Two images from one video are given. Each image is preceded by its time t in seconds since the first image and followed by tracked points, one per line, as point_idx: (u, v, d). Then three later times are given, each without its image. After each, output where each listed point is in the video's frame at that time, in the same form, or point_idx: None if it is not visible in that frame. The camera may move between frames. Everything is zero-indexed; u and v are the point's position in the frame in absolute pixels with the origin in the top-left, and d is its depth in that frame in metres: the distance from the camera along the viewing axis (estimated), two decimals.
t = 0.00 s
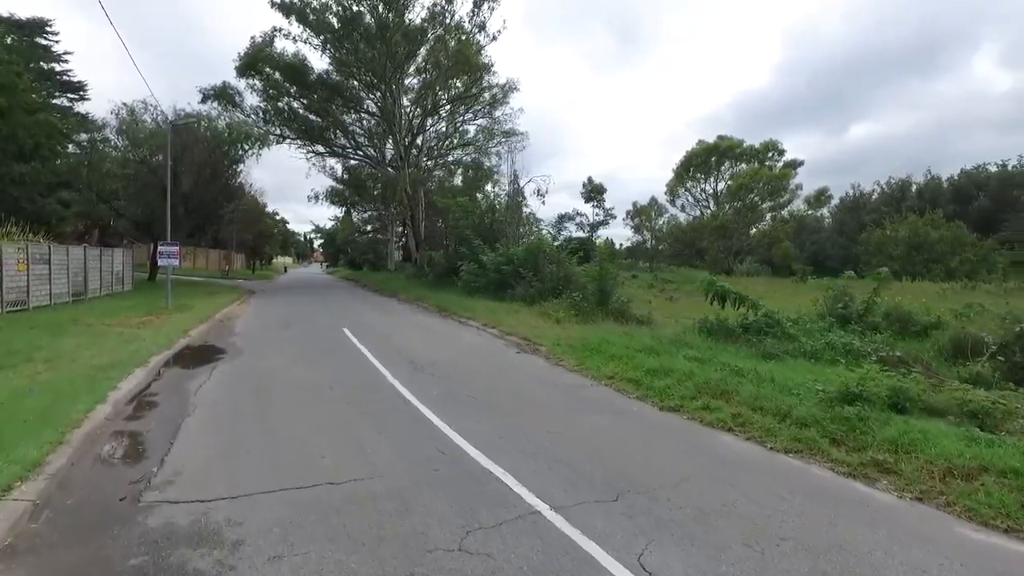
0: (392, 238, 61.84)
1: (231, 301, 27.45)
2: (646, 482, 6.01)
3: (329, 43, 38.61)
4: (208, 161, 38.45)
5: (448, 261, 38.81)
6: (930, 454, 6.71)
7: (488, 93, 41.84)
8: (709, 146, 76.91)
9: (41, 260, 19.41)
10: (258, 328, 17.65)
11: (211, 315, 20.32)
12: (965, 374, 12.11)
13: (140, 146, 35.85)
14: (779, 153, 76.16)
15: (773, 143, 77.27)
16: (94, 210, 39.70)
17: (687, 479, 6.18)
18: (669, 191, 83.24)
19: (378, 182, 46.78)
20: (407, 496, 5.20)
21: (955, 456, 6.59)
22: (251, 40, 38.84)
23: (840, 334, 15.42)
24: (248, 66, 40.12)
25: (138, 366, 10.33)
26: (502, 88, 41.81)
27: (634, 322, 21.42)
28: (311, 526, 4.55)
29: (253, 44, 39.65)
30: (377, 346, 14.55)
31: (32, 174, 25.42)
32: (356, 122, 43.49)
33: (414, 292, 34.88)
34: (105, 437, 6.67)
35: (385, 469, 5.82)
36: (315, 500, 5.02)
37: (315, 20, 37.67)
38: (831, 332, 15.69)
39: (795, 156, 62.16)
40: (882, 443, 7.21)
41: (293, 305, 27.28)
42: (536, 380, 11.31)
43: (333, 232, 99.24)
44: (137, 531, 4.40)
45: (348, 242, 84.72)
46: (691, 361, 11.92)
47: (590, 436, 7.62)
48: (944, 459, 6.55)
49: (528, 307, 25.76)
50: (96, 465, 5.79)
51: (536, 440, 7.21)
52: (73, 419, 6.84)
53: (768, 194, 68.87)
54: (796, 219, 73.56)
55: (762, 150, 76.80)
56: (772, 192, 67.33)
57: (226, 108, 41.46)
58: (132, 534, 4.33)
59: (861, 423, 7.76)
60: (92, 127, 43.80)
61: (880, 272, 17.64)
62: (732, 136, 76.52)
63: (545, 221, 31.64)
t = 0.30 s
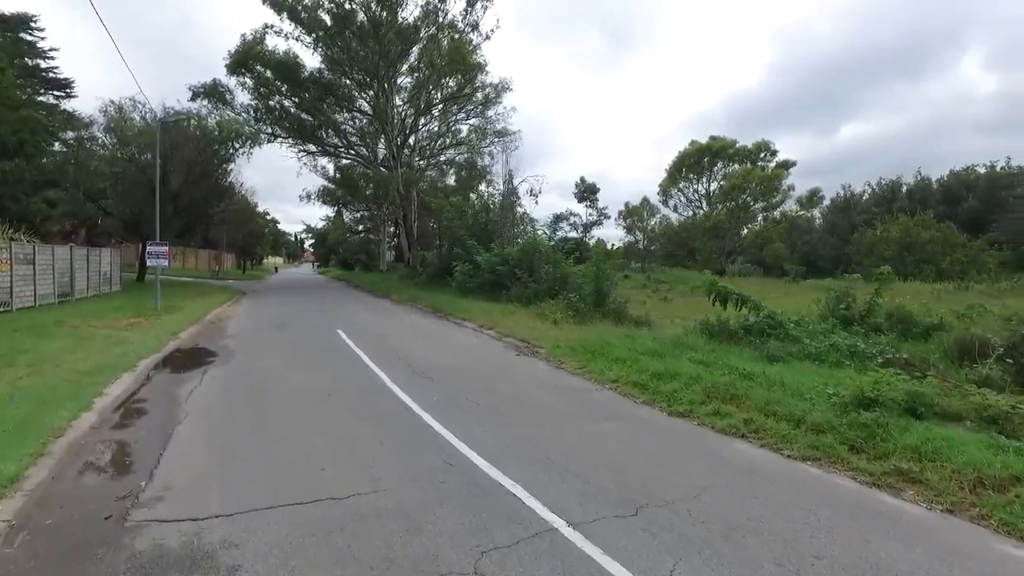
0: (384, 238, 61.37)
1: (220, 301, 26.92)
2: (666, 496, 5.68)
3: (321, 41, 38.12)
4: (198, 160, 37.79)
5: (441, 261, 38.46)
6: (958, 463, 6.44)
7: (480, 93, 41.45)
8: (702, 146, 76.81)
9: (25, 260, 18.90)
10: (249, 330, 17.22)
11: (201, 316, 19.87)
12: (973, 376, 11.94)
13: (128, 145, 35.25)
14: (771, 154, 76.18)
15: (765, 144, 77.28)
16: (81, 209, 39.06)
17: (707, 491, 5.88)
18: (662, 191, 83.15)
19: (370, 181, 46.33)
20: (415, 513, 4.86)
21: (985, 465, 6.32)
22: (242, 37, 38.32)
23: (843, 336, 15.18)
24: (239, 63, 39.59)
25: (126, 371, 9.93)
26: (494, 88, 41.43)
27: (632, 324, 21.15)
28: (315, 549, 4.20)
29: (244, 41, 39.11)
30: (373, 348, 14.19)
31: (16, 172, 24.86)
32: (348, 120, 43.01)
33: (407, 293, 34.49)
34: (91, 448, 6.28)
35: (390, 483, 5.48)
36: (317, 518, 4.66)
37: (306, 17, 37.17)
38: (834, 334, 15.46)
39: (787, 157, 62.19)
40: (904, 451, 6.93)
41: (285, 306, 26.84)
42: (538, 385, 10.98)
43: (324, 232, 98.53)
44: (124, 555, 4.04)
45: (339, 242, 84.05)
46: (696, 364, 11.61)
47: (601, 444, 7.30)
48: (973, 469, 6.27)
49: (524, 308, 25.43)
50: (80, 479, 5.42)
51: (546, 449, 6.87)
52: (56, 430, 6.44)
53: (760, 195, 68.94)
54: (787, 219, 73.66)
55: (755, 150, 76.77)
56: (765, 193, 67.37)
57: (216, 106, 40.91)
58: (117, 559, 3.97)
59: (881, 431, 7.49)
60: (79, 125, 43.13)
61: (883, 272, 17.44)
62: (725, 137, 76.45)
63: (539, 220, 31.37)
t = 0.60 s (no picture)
0: (376, 238, 60.88)
1: (211, 302, 26.46)
2: (686, 509, 5.38)
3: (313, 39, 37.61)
4: (187, 159, 37.29)
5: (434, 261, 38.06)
6: (986, 472, 6.18)
7: (472, 92, 41.05)
8: (694, 146, 76.78)
9: (8, 260, 18.37)
10: (241, 332, 16.80)
11: (191, 318, 19.44)
12: (981, 378, 11.77)
13: (116, 143, 34.66)
14: (763, 154, 76.25)
15: (757, 144, 77.32)
16: (68, 209, 38.38)
17: (729, 503, 5.58)
18: (654, 191, 83.08)
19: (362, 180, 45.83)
20: (424, 531, 4.54)
21: (1015, 476, 6.05)
22: (232, 34, 37.79)
23: (846, 338, 14.96)
24: (229, 61, 39.06)
25: (113, 375, 9.53)
26: (487, 87, 41.04)
27: (631, 325, 20.86)
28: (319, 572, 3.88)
29: (234, 39, 38.60)
30: (369, 351, 13.81)
31: None
32: (340, 119, 42.50)
33: (400, 294, 34.07)
34: (74, 460, 5.90)
35: (397, 497, 5.15)
36: (321, 539, 4.33)
37: (298, 15, 36.68)
38: (836, 336, 15.23)
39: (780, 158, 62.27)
40: (928, 459, 6.66)
41: (276, 307, 26.36)
42: (540, 389, 10.63)
43: (315, 232, 97.81)
44: None
45: (330, 242, 83.40)
46: (701, 368, 11.34)
47: (610, 452, 6.99)
48: (1004, 479, 6.01)
49: (519, 309, 25.11)
50: (61, 495, 5.05)
51: (556, 458, 6.55)
52: (36, 440, 6.06)
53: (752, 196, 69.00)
54: (779, 220, 73.73)
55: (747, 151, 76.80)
56: (757, 194, 67.39)
57: (206, 103, 40.36)
58: None
59: (900, 438, 7.21)
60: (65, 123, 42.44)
61: (884, 273, 17.25)
62: (717, 137, 76.42)
63: (534, 220, 31.06)
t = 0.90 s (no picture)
0: (362, 239, 60.36)
1: (194, 304, 25.86)
2: (708, 527, 5.07)
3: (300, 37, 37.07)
4: (171, 159, 36.57)
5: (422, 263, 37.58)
6: (1013, 485, 5.92)
7: (460, 93, 40.65)
8: (681, 147, 76.84)
9: None
10: (226, 336, 16.30)
11: (174, 321, 18.89)
12: (983, 381, 11.64)
13: (97, 141, 33.89)
14: (750, 156, 76.47)
15: (744, 146, 77.53)
16: (46, 209, 37.49)
17: (751, 521, 5.29)
18: (642, 192, 83.07)
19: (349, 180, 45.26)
20: (431, 556, 4.20)
21: None
22: (217, 31, 37.16)
23: (845, 341, 14.76)
24: (214, 59, 38.41)
25: (92, 383, 9.07)
26: (475, 88, 40.65)
27: (624, 327, 20.58)
28: None
29: (219, 36, 37.98)
30: (360, 355, 13.41)
31: None
32: (327, 119, 41.91)
33: (387, 296, 33.57)
34: (50, 478, 5.48)
35: (399, 517, 4.79)
36: (318, 565, 3.97)
37: (284, 13, 36.14)
38: (835, 338, 15.03)
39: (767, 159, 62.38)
40: (950, 470, 6.40)
41: (262, 309, 25.81)
42: (540, 395, 10.28)
43: (301, 233, 96.81)
44: None
45: (316, 243, 82.51)
46: (705, 373, 11.05)
47: (620, 463, 6.67)
48: None
49: (509, 311, 24.74)
50: (33, 518, 4.65)
51: (564, 471, 6.22)
52: (8, 457, 5.63)
53: (739, 197, 69.17)
54: (765, 221, 73.99)
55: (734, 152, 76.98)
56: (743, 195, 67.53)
57: (190, 102, 39.65)
58: None
59: (918, 447, 6.95)
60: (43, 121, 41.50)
61: (881, 275, 17.10)
62: (704, 139, 76.55)
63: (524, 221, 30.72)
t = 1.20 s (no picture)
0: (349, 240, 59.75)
1: (178, 305, 25.24)
2: (732, 543, 4.78)
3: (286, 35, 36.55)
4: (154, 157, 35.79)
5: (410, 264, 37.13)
6: None
7: (448, 93, 40.23)
8: (669, 148, 76.89)
9: None
10: (211, 338, 15.80)
11: (158, 323, 18.36)
12: (986, 384, 11.47)
13: (78, 139, 33.09)
14: (737, 157, 76.68)
15: (731, 147, 77.72)
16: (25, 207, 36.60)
17: (774, 536, 5.01)
18: (629, 193, 83.04)
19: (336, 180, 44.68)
20: None
21: None
22: (201, 28, 36.53)
23: (843, 342, 14.59)
24: (198, 56, 37.76)
25: (71, 390, 8.63)
26: (463, 87, 40.25)
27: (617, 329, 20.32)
28: None
29: (203, 33, 37.36)
30: (351, 359, 13.02)
31: None
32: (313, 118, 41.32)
33: (374, 297, 33.09)
34: (23, 495, 5.09)
35: (402, 536, 4.46)
36: None
37: (270, 10, 35.61)
38: (833, 340, 14.84)
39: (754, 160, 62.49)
40: (972, 480, 6.16)
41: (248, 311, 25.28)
42: (539, 401, 9.95)
43: (286, 234, 95.76)
44: None
45: (302, 243, 81.60)
46: (706, 377, 10.77)
47: (630, 474, 6.35)
48: None
49: (500, 313, 24.38)
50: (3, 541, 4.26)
51: (574, 484, 5.90)
52: None
53: (726, 198, 69.29)
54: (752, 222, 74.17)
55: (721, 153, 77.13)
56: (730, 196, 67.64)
57: (174, 99, 38.94)
58: None
59: (936, 455, 6.71)
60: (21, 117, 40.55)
61: (877, 276, 16.96)
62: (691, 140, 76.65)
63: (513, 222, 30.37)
